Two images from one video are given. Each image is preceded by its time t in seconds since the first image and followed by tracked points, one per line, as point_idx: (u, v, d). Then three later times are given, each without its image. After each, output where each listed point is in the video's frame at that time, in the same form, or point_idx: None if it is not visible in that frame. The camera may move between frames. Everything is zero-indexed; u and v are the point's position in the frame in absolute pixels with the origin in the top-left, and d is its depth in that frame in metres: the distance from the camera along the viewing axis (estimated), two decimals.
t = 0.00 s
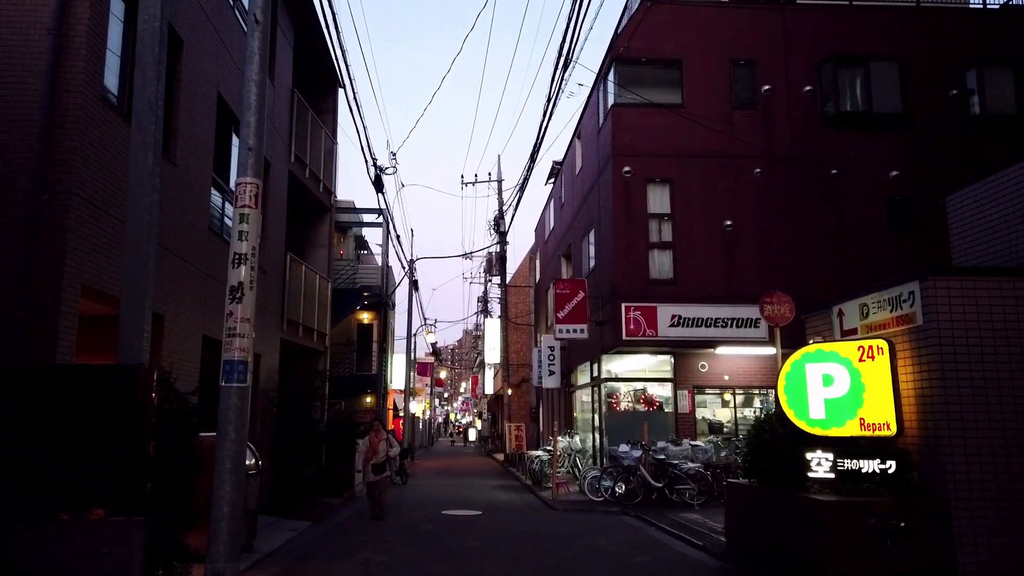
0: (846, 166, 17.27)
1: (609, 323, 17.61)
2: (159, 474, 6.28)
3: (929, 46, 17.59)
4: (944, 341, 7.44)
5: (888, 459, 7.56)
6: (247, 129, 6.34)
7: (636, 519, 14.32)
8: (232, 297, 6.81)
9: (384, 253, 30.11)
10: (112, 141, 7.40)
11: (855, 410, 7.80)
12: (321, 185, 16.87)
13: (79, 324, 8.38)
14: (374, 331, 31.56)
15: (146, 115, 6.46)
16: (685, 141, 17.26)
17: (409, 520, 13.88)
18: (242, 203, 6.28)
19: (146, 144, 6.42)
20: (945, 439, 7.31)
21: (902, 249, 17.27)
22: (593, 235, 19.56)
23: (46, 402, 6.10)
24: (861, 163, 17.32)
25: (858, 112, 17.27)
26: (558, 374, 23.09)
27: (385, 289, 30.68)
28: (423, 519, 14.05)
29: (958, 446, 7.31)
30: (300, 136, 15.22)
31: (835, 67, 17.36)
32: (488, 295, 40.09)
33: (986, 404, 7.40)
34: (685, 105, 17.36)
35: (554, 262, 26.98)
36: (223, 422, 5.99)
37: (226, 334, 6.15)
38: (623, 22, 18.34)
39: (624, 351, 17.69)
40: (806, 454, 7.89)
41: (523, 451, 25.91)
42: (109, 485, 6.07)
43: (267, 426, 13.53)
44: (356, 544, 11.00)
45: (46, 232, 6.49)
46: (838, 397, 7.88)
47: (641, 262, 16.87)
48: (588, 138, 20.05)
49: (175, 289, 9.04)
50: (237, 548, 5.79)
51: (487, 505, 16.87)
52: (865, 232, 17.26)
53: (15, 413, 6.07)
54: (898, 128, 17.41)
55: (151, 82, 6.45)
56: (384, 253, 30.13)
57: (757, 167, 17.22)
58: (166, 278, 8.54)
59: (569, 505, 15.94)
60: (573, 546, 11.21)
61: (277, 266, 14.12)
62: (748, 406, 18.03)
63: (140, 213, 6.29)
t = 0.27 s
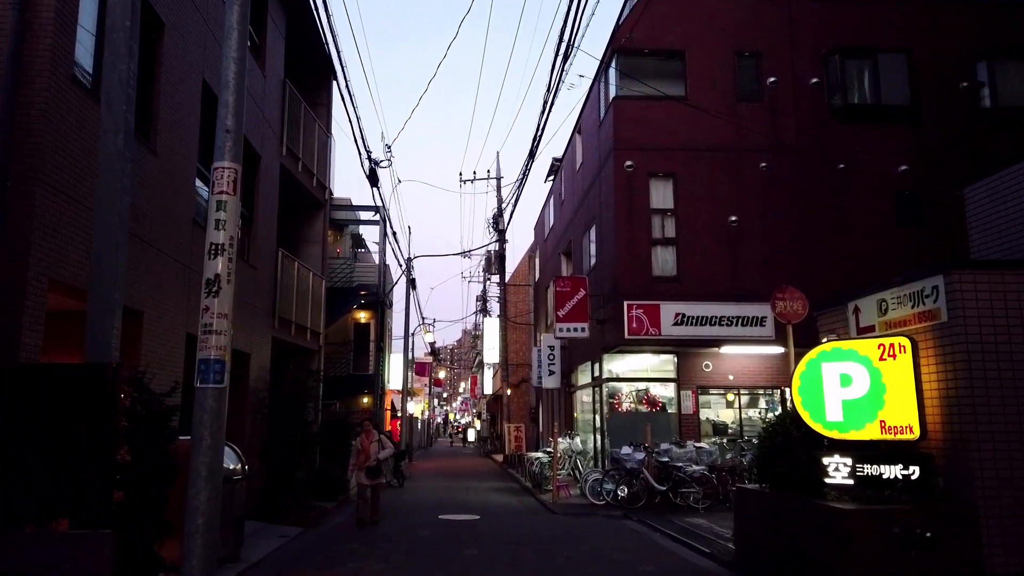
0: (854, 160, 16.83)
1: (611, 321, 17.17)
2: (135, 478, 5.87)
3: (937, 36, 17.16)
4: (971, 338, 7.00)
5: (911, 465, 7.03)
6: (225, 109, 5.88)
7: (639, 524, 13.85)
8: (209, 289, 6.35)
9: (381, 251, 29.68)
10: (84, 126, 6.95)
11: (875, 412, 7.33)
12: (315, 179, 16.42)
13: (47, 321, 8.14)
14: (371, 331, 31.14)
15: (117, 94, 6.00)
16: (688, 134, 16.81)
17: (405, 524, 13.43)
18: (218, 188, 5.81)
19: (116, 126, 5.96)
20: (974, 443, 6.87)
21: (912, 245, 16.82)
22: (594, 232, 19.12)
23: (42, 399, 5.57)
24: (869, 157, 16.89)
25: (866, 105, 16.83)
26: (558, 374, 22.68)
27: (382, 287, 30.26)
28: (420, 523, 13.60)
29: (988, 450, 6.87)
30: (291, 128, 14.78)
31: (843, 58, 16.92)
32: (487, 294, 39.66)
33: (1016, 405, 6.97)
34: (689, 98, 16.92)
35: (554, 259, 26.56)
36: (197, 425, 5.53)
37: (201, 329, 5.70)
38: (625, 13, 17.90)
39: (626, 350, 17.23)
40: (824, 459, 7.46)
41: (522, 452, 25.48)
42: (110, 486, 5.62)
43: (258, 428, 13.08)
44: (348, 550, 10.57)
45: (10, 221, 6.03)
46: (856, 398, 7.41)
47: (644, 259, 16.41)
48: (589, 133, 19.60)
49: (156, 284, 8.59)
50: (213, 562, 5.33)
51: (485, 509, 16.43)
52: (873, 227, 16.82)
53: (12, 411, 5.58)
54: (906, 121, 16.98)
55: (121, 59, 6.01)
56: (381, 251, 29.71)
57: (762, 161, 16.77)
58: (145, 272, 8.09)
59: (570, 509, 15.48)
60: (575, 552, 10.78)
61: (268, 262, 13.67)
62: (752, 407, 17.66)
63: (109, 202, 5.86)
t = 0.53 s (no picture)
0: (865, 151, 16.39)
1: (615, 317, 16.73)
2: (117, 473, 5.55)
3: (951, 24, 16.72)
4: (1005, 330, 6.53)
5: (940, 462, 6.68)
6: (205, 78, 5.44)
7: (645, 525, 13.40)
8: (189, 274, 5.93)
9: (382, 248, 29.28)
10: (57, 103, 6.54)
11: (901, 406, 6.90)
12: (312, 171, 16.01)
13: (14, 313, 7.91)
14: (372, 329, 30.74)
15: (90, 64, 5.60)
16: (695, 124, 16.39)
17: (403, 525, 13.01)
18: (198, 164, 5.39)
19: (89, 96, 5.55)
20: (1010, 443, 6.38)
21: (926, 238, 16.37)
22: (598, 226, 18.70)
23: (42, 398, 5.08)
24: (880, 148, 16.45)
25: (877, 94, 16.37)
26: (561, 372, 22.27)
27: (382, 284, 29.85)
28: (419, 524, 13.16)
29: None
30: (286, 116, 14.34)
31: (854, 47, 16.48)
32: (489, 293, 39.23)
33: None
34: (695, 88, 16.49)
35: (556, 255, 26.12)
36: (174, 418, 5.11)
37: (178, 315, 5.28)
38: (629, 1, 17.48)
39: (632, 346, 16.82)
40: (845, 457, 7.11)
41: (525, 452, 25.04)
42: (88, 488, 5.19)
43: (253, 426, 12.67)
44: (343, 552, 10.13)
45: None
46: (881, 393, 6.98)
47: (650, 252, 15.97)
48: (593, 125, 19.19)
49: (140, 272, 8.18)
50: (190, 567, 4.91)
51: (487, 509, 16.00)
52: (886, 219, 16.36)
53: (12, 412, 5.09)
54: (919, 111, 16.54)
55: (96, 28, 5.63)
56: (381, 248, 29.32)
57: (771, 151, 16.34)
58: (127, 259, 7.68)
59: (574, 510, 15.04)
60: (580, 554, 10.35)
61: (263, 255, 13.26)
62: (761, 404, 17.21)
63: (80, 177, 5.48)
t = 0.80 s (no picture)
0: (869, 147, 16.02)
1: (614, 316, 16.32)
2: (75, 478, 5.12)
3: (957, 17, 16.37)
4: None
5: (964, 468, 6.22)
6: (174, 54, 5.03)
7: (644, 531, 12.97)
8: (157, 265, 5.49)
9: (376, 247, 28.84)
10: (10, 81, 6.06)
11: (921, 410, 6.48)
12: (303, 167, 15.54)
13: None
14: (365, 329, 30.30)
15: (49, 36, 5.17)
16: (695, 119, 16.00)
17: (394, 532, 12.58)
18: (166, 145, 4.95)
19: (48, 72, 5.12)
20: None
21: (931, 236, 16.00)
22: (596, 224, 18.30)
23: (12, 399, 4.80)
24: (884, 144, 16.10)
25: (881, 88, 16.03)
26: (557, 373, 21.87)
27: (376, 284, 29.42)
28: (411, 530, 12.75)
29: None
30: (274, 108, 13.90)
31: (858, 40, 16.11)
32: (484, 293, 38.80)
33: None
34: (696, 82, 16.10)
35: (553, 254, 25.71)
36: (136, 424, 4.68)
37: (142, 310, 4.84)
38: None
39: (630, 346, 16.42)
40: (859, 463, 6.69)
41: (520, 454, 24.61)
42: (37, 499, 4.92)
43: (239, 429, 12.22)
44: (329, 560, 9.69)
45: None
46: (899, 396, 6.56)
47: (649, 249, 15.55)
48: (591, 121, 18.80)
49: (113, 266, 7.73)
50: None
51: (481, 514, 15.57)
52: (891, 217, 15.99)
53: None
54: (924, 106, 16.19)
55: None
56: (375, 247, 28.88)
57: (773, 147, 15.96)
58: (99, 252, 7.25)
59: (570, 515, 14.62)
60: (578, 563, 9.93)
61: (250, 252, 12.82)
62: (762, 407, 16.83)
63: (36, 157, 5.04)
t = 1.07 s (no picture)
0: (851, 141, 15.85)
1: (593, 311, 15.96)
2: None
3: (939, 11, 16.25)
4: None
5: (964, 464, 5.89)
6: (114, 4, 4.54)
7: (624, 531, 12.60)
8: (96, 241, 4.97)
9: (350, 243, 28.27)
10: None
11: (918, 402, 6.15)
12: (272, 155, 14.99)
13: None
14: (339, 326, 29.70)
15: None
16: (677, 111, 15.70)
17: (366, 533, 12.09)
18: (103, 105, 4.45)
19: None
20: None
21: (913, 231, 15.84)
22: (575, 218, 17.94)
23: None
24: (867, 139, 15.96)
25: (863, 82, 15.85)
26: (535, 371, 21.49)
27: (350, 280, 28.84)
28: (383, 531, 12.28)
29: None
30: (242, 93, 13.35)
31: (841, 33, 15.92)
32: (461, 290, 38.33)
33: None
34: (677, 73, 15.81)
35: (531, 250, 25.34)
36: (65, 414, 4.22)
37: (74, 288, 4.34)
38: None
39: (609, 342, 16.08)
40: (852, 458, 6.36)
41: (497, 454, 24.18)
42: None
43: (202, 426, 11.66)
44: (295, 563, 9.19)
45: None
46: (894, 387, 6.23)
47: (629, 243, 15.22)
48: (570, 113, 18.44)
49: (59, 248, 7.19)
50: None
51: (456, 514, 15.11)
52: (873, 211, 15.81)
53: None
54: (906, 101, 16.05)
55: None
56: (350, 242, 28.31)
57: (756, 140, 15.71)
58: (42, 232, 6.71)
59: (548, 514, 14.23)
60: (556, 565, 9.54)
61: (215, 241, 12.27)
62: (742, 404, 16.57)
63: None
